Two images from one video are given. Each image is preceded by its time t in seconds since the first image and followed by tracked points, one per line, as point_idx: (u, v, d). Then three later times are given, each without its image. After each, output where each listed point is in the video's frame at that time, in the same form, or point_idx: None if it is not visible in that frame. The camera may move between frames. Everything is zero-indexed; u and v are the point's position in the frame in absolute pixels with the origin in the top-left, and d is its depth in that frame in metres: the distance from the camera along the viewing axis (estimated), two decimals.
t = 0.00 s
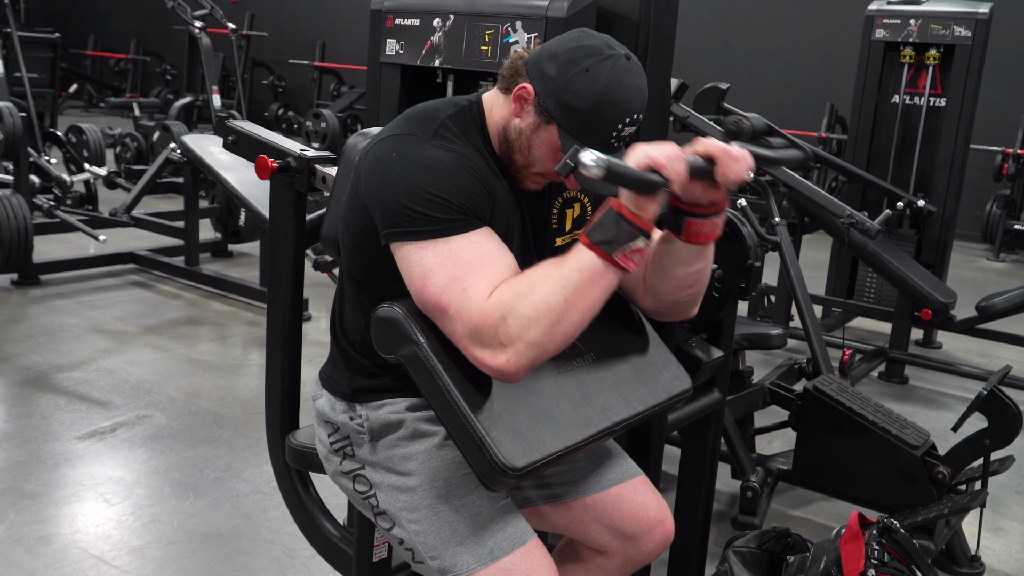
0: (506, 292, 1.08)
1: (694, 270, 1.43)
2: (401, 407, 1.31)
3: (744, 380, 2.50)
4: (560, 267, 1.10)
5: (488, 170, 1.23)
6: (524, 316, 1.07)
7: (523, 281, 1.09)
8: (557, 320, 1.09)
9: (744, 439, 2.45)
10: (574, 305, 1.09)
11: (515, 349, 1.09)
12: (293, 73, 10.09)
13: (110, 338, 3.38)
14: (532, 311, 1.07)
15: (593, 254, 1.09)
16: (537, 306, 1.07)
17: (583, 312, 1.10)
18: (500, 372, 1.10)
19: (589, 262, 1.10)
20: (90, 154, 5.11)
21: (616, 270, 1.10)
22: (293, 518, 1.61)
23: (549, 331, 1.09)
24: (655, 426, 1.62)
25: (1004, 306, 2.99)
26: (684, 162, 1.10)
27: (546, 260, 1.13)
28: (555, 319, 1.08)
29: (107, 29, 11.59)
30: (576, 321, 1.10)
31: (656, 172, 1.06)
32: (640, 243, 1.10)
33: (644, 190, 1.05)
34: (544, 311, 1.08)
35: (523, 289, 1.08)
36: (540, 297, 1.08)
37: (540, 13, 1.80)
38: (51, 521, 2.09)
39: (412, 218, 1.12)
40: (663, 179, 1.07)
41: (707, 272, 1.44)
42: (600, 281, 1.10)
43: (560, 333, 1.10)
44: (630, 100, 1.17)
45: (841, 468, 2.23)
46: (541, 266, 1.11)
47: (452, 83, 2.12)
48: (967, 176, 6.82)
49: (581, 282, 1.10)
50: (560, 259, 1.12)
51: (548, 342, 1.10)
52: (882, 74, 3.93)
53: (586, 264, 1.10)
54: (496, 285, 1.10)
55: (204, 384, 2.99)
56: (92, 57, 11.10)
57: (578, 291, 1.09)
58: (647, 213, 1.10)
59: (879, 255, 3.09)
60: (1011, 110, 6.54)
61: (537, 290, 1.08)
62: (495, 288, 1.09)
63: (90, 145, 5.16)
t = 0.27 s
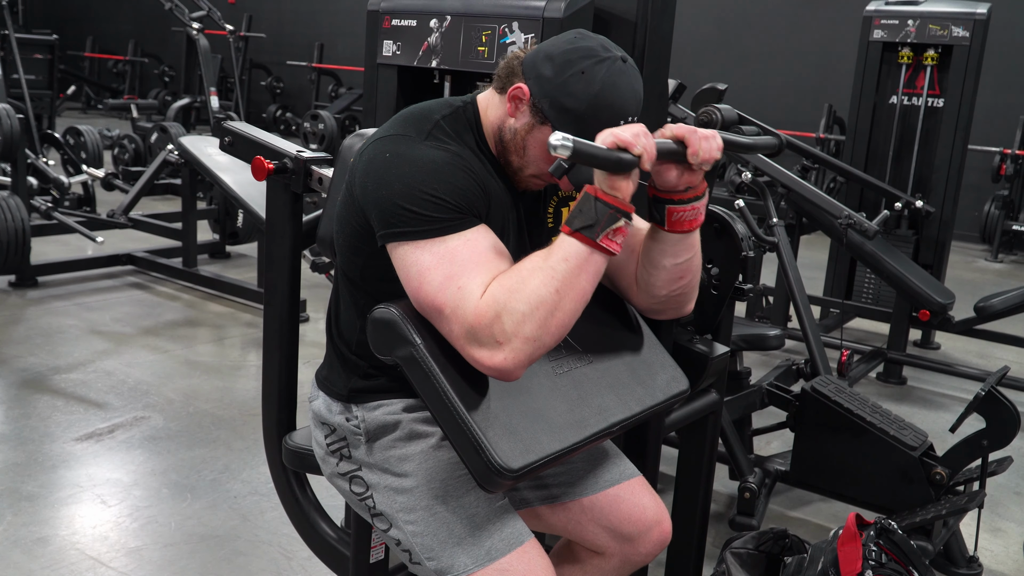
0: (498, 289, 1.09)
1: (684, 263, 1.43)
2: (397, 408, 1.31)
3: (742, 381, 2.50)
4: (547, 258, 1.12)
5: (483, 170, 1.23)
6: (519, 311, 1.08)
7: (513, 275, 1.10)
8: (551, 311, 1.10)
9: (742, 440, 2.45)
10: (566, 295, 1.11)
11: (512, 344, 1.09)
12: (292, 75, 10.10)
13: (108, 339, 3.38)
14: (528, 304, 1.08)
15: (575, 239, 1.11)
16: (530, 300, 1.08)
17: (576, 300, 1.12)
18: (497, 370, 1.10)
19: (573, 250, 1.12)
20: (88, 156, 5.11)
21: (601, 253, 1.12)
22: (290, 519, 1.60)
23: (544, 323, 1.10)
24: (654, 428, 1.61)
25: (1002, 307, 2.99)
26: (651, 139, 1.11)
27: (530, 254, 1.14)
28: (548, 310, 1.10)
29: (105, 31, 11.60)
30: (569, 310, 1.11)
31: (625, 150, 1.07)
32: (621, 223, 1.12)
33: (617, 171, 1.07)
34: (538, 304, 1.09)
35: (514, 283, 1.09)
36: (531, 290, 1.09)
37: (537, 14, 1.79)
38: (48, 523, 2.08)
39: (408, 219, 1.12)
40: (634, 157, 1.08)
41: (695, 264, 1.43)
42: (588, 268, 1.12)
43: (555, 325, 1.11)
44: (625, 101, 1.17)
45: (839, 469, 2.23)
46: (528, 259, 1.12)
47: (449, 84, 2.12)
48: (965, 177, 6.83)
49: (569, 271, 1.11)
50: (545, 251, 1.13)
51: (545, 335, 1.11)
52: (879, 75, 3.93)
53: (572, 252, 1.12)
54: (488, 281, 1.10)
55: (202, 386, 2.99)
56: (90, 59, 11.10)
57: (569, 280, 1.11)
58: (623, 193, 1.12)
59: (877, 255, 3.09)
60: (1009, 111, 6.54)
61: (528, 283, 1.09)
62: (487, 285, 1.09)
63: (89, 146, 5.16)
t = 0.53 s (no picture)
0: (512, 303, 1.08)
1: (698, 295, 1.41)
2: (394, 408, 1.31)
3: (739, 381, 2.50)
4: (576, 295, 1.10)
5: (479, 171, 1.22)
6: (526, 330, 1.07)
7: (537, 301, 1.09)
8: (557, 344, 1.09)
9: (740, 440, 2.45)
10: (579, 334, 1.10)
11: (510, 358, 1.08)
12: (290, 74, 10.10)
13: (105, 339, 3.38)
14: (537, 329, 1.07)
15: (612, 291, 1.10)
16: (541, 325, 1.08)
17: (584, 342, 1.11)
18: (491, 376, 1.10)
19: (607, 299, 1.10)
20: (86, 156, 5.10)
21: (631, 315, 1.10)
22: (287, 520, 1.60)
23: (549, 353, 1.09)
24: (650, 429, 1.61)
25: (1000, 307, 2.98)
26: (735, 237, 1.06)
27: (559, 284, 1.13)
28: (555, 343, 1.08)
29: (103, 30, 11.60)
30: (576, 348, 1.10)
31: (697, 235, 1.03)
32: (663, 300, 1.08)
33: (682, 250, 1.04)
34: (549, 333, 1.08)
35: (535, 307, 1.08)
36: (549, 319, 1.08)
37: (534, 13, 1.79)
38: (46, 523, 2.08)
39: (404, 220, 1.12)
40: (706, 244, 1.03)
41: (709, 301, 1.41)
42: (611, 319, 1.11)
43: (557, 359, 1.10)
44: (620, 99, 1.17)
45: (836, 468, 2.23)
46: (556, 290, 1.11)
47: (446, 83, 2.12)
48: (964, 177, 6.83)
49: (590, 316, 1.10)
50: (578, 288, 1.12)
51: (543, 363, 1.10)
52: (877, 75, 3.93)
53: (602, 299, 1.10)
54: (502, 293, 1.09)
55: (200, 385, 2.99)
56: (88, 58, 11.10)
57: (585, 323, 1.10)
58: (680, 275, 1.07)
59: (875, 255, 3.09)
60: (1007, 111, 6.55)
61: (545, 311, 1.08)
62: (503, 297, 1.08)
63: (86, 146, 5.16)
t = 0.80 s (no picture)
0: (536, 335, 1.08)
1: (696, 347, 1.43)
2: (393, 406, 1.31)
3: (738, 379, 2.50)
4: (607, 373, 1.07)
5: (481, 170, 1.22)
6: (536, 359, 1.08)
7: (567, 356, 1.08)
8: (556, 394, 1.07)
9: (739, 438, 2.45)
10: (579, 403, 1.07)
11: (512, 374, 1.09)
12: (288, 73, 10.09)
13: (104, 338, 3.38)
14: (540, 368, 1.07)
15: (632, 397, 1.04)
16: (549, 364, 1.07)
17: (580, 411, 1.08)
18: (493, 379, 1.10)
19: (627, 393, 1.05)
20: (84, 155, 5.10)
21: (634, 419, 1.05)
22: (286, 518, 1.60)
23: (547, 396, 1.08)
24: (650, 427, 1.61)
25: (999, 305, 2.99)
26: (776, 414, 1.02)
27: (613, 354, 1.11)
28: (556, 393, 1.07)
29: (102, 29, 11.59)
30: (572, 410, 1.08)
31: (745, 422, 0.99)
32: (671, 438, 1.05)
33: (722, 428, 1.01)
34: (554, 378, 1.07)
35: (559, 355, 1.08)
36: (565, 373, 1.07)
37: (532, 11, 1.79)
38: (45, 522, 2.08)
39: (406, 217, 1.12)
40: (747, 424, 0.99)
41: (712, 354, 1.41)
42: (615, 412, 1.05)
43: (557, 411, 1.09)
44: (620, 97, 1.17)
45: (835, 466, 2.23)
46: (595, 360, 1.08)
47: (444, 82, 2.12)
48: (962, 175, 6.83)
49: (601, 399, 1.06)
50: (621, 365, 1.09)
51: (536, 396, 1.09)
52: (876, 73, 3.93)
53: (621, 389, 1.05)
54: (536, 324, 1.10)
55: (199, 385, 2.99)
56: (87, 58, 11.09)
57: (593, 399, 1.06)
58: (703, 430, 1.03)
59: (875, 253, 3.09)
60: (1006, 109, 6.55)
61: (565, 361, 1.08)
62: (525, 323, 1.09)
63: (85, 146, 5.15)
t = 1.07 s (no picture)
0: (552, 361, 1.11)
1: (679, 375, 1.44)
2: (392, 404, 1.30)
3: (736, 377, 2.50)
4: (606, 420, 1.10)
5: (487, 170, 1.22)
6: (540, 375, 1.10)
7: (572, 389, 1.11)
8: (547, 416, 1.10)
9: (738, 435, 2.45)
10: (565, 433, 1.10)
11: (517, 380, 1.10)
12: (286, 71, 10.08)
13: (102, 337, 3.37)
14: (541, 388, 1.10)
15: (619, 451, 1.08)
16: (548, 391, 1.10)
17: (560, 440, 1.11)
18: (496, 381, 1.11)
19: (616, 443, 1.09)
20: (82, 154, 5.10)
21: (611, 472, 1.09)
22: (284, 516, 1.60)
23: (539, 415, 1.11)
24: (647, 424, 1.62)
25: (997, 302, 2.99)
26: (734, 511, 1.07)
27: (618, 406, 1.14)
28: (548, 417, 1.10)
29: (99, 28, 11.57)
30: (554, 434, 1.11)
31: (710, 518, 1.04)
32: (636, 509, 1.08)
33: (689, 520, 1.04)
34: (551, 402, 1.10)
35: (566, 383, 1.11)
36: (564, 402, 1.10)
37: (530, 9, 1.79)
38: (43, 521, 2.08)
39: (414, 215, 1.12)
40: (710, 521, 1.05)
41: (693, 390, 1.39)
42: (596, 455, 1.09)
43: (544, 433, 1.13)
44: (622, 98, 1.17)
45: (833, 463, 2.24)
46: (595, 402, 1.11)
47: (443, 79, 2.12)
48: (960, 173, 6.83)
49: (588, 442, 1.09)
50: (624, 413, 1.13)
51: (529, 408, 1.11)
52: (874, 70, 3.93)
53: (611, 438, 1.09)
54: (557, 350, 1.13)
55: (197, 383, 2.99)
56: (84, 56, 11.08)
57: (579, 435, 1.09)
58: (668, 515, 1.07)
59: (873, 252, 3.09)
60: (1004, 106, 6.55)
61: (572, 396, 1.10)
62: (538, 342, 1.12)
63: (82, 144, 5.15)
